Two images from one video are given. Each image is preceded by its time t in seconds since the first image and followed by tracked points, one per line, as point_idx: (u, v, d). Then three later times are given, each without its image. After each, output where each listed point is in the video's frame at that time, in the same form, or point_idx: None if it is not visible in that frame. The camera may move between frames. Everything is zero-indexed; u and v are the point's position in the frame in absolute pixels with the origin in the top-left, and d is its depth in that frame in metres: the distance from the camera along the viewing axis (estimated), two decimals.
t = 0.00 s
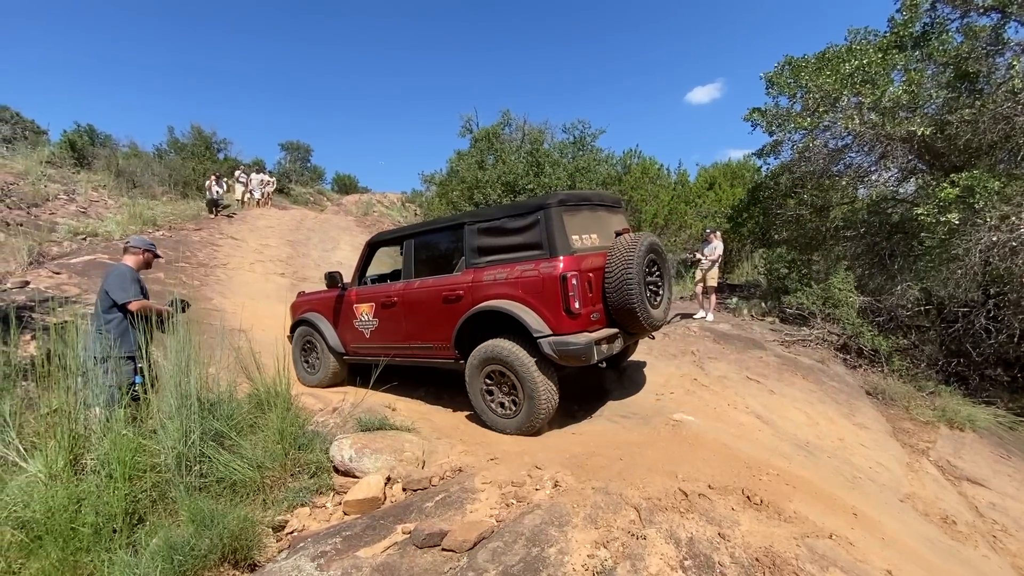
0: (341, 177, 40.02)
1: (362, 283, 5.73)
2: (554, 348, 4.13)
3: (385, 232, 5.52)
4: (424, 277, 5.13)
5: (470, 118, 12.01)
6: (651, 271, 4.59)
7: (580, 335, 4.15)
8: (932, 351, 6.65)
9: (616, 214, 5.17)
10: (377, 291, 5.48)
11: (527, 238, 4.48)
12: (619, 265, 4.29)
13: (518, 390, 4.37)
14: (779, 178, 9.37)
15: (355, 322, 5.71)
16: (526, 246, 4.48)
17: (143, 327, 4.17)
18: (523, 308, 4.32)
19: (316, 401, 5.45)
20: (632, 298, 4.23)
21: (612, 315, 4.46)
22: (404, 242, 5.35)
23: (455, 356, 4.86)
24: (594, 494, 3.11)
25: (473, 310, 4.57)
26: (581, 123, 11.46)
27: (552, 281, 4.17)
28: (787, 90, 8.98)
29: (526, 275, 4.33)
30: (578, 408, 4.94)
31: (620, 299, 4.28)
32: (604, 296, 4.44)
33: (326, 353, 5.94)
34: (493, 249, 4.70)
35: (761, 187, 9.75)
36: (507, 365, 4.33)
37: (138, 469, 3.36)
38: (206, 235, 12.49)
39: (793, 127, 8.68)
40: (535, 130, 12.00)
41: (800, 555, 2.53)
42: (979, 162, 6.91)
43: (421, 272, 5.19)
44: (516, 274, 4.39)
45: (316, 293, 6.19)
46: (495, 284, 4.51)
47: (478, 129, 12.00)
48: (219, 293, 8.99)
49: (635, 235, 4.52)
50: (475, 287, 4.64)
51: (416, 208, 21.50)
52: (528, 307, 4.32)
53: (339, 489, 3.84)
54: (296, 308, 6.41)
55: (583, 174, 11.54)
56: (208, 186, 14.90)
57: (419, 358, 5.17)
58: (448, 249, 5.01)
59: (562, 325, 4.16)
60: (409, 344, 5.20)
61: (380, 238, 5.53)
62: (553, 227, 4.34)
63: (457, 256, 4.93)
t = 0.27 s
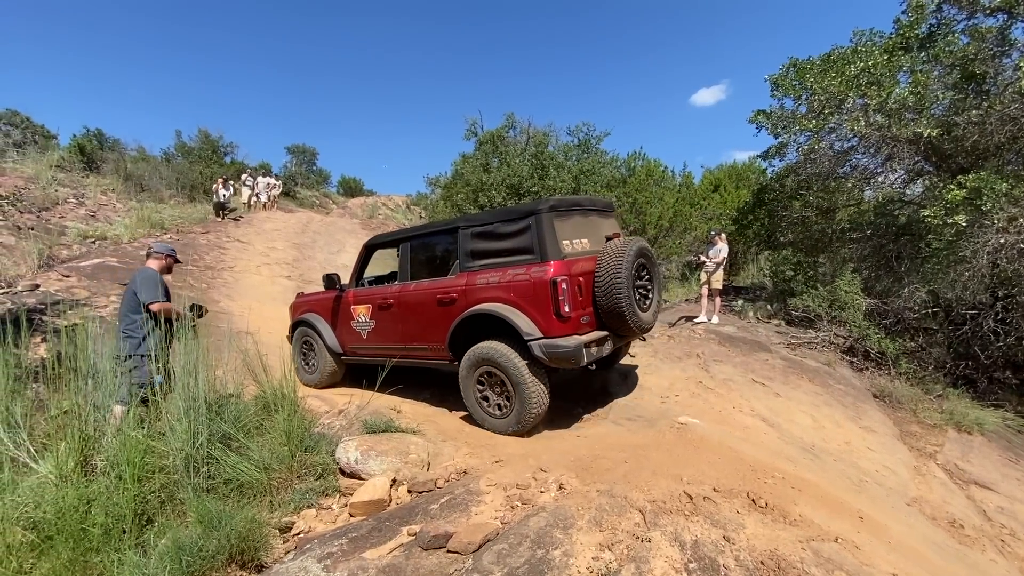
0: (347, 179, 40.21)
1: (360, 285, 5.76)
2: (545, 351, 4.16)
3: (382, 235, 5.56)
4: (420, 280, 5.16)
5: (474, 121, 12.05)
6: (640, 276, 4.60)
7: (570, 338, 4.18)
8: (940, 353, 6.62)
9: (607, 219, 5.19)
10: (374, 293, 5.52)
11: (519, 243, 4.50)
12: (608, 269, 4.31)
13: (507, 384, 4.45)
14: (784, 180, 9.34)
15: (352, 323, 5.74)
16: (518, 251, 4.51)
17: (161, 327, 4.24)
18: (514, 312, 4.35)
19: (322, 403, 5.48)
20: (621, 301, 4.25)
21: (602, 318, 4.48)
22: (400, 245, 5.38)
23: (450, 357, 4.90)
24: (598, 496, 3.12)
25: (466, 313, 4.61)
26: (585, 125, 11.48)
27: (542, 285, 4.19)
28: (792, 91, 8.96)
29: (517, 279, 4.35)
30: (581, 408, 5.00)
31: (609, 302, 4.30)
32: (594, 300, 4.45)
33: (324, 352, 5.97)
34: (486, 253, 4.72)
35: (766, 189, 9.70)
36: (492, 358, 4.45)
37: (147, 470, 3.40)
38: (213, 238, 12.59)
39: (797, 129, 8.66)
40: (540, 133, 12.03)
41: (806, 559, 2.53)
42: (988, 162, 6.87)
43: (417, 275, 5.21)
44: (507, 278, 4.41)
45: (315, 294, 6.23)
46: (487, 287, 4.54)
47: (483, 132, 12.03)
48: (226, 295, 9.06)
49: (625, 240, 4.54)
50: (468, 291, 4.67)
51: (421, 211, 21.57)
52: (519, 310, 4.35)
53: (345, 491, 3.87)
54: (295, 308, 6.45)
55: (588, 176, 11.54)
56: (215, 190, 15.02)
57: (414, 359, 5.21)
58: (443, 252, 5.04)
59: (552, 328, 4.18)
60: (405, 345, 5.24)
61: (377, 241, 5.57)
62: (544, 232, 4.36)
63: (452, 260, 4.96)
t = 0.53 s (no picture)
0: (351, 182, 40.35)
1: (361, 285, 5.79)
2: (540, 353, 4.19)
3: (384, 236, 5.59)
4: (420, 280, 5.19)
5: (478, 124, 12.08)
6: (635, 282, 4.61)
7: (564, 340, 4.20)
8: (946, 355, 6.57)
9: (605, 225, 5.20)
10: (374, 293, 5.54)
11: (516, 247, 4.52)
12: (603, 276, 4.31)
13: (498, 378, 4.50)
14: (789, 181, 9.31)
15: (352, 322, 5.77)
16: (515, 255, 4.53)
17: (174, 335, 4.35)
18: (510, 313, 4.37)
19: (327, 405, 5.50)
20: (615, 307, 4.24)
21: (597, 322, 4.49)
22: (401, 246, 5.41)
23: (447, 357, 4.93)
24: (603, 498, 3.12)
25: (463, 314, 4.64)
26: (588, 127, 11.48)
27: (538, 288, 4.21)
28: (796, 92, 8.94)
29: (514, 281, 4.37)
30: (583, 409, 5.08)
31: (602, 308, 4.30)
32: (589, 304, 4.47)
33: (325, 349, 5.99)
34: (484, 256, 4.74)
35: (770, 191, 9.67)
36: (481, 358, 4.53)
37: (154, 471, 3.42)
38: (218, 240, 12.66)
39: (802, 130, 8.64)
40: (543, 135, 12.04)
41: (811, 560, 2.53)
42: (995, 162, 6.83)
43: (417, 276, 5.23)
44: (504, 280, 4.43)
45: (317, 293, 6.27)
46: (485, 289, 4.56)
47: (487, 135, 12.06)
48: (231, 298, 9.10)
49: (620, 247, 4.54)
50: (466, 292, 4.69)
51: (425, 213, 21.60)
52: (515, 312, 4.37)
53: (350, 493, 3.88)
54: (297, 306, 6.49)
55: (591, 178, 11.54)
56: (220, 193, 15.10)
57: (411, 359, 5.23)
58: (443, 254, 5.07)
59: (548, 330, 4.21)
60: (403, 344, 5.26)
61: (379, 242, 5.60)
62: (541, 237, 4.38)
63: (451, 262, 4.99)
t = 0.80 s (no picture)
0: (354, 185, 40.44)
1: (363, 283, 5.82)
2: (537, 352, 4.20)
3: (386, 236, 5.62)
4: (421, 279, 5.20)
5: (480, 126, 12.10)
6: (633, 285, 4.62)
7: (561, 341, 4.20)
8: (951, 356, 6.54)
9: (605, 229, 5.21)
10: (376, 292, 5.56)
11: (516, 248, 4.53)
12: (600, 278, 4.32)
13: (493, 374, 4.53)
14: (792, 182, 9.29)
15: (353, 320, 5.79)
16: (514, 256, 4.53)
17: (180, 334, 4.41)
18: (509, 313, 4.38)
19: (330, 407, 5.52)
20: (612, 310, 4.25)
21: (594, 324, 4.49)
22: (403, 246, 5.43)
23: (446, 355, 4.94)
24: (606, 500, 3.12)
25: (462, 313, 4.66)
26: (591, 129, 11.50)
27: (536, 288, 4.22)
28: (799, 93, 8.93)
29: (513, 281, 4.38)
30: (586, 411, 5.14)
31: (599, 310, 4.30)
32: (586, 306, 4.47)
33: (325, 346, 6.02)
34: (484, 257, 4.75)
35: (773, 191, 9.65)
36: (474, 358, 4.58)
37: (159, 473, 3.44)
38: (222, 243, 12.71)
39: (804, 131, 8.62)
40: (545, 137, 12.05)
41: (815, 563, 2.52)
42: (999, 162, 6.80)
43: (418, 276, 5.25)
44: (503, 280, 4.44)
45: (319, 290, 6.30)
46: (484, 289, 4.57)
47: (489, 137, 12.08)
48: (235, 300, 9.14)
49: (619, 250, 4.55)
50: (467, 291, 4.70)
51: (428, 215, 21.62)
52: (514, 312, 4.38)
53: (354, 495, 3.89)
54: (299, 304, 6.52)
55: (594, 180, 11.54)
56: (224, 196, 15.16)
57: (410, 357, 5.25)
58: (444, 254, 5.09)
59: (545, 330, 4.21)
60: (403, 343, 5.28)
61: (381, 242, 5.63)
62: (541, 239, 4.38)
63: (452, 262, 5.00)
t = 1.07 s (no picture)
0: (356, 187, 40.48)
1: (363, 284, 5.82)
2: (535, 355, 4.19)
3: (386, 237, 5.62)
4: (421, 280, 5.20)
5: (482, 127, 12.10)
6: (631, 288, 4.61)
7: (559, 343, 4.20)
8: (955, 356, 6.51)
9: (604, 231, 5.20)
10: (375, 292, 5.56)
11: (515, 251, 4.53)
12: (598, 282, 4.31)
13: (490, 374, 4.53)
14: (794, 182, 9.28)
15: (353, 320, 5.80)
16: (513, 258, 4.53)
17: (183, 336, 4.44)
18: (508, 315, 4.38)
19: (332, 408, 5.52)
20: (609, 313, 4.24)
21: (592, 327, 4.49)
22: (404, 247, 5.43)
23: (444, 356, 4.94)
24: (608, 502, 3.11)
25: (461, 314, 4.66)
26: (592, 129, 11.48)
27: (535, 291, 4.22)
28: (801, 94, 8.91)
29: (512, 284, 4.38)
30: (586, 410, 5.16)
31: (597, 314, 4.29)
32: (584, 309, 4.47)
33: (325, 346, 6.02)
34: (484, 259, 4.75)
35: (775, 192, 9.63)
36: (471, 359, 4.59)
37: (161, 475, 3.44)
38: (225, 245, 12.73)
39: (807, 131, 8.60)
40: (547, 138, 12.05)
41: (819, 565, 2.50)
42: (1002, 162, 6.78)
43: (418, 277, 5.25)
44: (502, 282, 4.44)
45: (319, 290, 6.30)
46: (483, 290, 4.57)
47: (491, 138, 12.08)
48: (237, 302, 9.15)
49: (617, 253, 4.54)
50: (466, 292, 4.70)
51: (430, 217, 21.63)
52: (512, 313, 4.38)
53: (356, 496, 3.89)
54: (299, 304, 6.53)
55: (595, 181, 11.52)
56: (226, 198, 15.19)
57: (409, 358, 5.25)
58: (444, 255, 5.09)
59: (543, 333, 4.21)
60: (402, 343, 5.29)
61: (381, 243, 5.62)
62: (540, 242, 4.38)
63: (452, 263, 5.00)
